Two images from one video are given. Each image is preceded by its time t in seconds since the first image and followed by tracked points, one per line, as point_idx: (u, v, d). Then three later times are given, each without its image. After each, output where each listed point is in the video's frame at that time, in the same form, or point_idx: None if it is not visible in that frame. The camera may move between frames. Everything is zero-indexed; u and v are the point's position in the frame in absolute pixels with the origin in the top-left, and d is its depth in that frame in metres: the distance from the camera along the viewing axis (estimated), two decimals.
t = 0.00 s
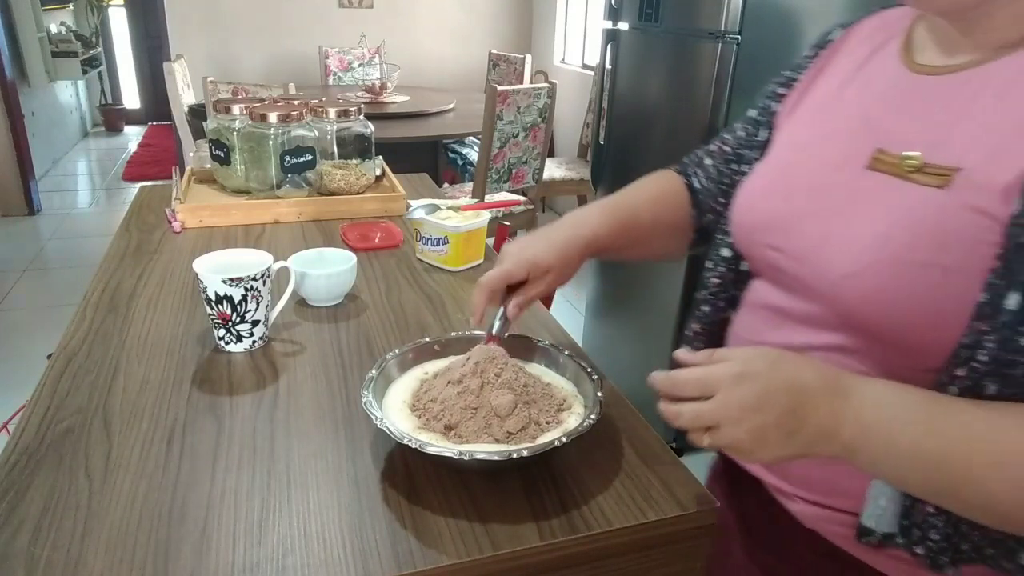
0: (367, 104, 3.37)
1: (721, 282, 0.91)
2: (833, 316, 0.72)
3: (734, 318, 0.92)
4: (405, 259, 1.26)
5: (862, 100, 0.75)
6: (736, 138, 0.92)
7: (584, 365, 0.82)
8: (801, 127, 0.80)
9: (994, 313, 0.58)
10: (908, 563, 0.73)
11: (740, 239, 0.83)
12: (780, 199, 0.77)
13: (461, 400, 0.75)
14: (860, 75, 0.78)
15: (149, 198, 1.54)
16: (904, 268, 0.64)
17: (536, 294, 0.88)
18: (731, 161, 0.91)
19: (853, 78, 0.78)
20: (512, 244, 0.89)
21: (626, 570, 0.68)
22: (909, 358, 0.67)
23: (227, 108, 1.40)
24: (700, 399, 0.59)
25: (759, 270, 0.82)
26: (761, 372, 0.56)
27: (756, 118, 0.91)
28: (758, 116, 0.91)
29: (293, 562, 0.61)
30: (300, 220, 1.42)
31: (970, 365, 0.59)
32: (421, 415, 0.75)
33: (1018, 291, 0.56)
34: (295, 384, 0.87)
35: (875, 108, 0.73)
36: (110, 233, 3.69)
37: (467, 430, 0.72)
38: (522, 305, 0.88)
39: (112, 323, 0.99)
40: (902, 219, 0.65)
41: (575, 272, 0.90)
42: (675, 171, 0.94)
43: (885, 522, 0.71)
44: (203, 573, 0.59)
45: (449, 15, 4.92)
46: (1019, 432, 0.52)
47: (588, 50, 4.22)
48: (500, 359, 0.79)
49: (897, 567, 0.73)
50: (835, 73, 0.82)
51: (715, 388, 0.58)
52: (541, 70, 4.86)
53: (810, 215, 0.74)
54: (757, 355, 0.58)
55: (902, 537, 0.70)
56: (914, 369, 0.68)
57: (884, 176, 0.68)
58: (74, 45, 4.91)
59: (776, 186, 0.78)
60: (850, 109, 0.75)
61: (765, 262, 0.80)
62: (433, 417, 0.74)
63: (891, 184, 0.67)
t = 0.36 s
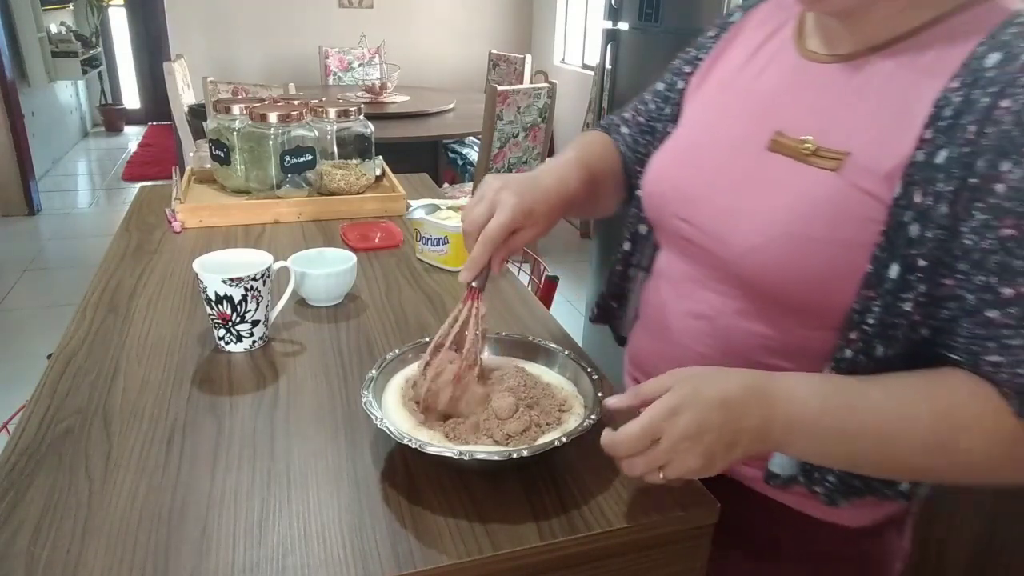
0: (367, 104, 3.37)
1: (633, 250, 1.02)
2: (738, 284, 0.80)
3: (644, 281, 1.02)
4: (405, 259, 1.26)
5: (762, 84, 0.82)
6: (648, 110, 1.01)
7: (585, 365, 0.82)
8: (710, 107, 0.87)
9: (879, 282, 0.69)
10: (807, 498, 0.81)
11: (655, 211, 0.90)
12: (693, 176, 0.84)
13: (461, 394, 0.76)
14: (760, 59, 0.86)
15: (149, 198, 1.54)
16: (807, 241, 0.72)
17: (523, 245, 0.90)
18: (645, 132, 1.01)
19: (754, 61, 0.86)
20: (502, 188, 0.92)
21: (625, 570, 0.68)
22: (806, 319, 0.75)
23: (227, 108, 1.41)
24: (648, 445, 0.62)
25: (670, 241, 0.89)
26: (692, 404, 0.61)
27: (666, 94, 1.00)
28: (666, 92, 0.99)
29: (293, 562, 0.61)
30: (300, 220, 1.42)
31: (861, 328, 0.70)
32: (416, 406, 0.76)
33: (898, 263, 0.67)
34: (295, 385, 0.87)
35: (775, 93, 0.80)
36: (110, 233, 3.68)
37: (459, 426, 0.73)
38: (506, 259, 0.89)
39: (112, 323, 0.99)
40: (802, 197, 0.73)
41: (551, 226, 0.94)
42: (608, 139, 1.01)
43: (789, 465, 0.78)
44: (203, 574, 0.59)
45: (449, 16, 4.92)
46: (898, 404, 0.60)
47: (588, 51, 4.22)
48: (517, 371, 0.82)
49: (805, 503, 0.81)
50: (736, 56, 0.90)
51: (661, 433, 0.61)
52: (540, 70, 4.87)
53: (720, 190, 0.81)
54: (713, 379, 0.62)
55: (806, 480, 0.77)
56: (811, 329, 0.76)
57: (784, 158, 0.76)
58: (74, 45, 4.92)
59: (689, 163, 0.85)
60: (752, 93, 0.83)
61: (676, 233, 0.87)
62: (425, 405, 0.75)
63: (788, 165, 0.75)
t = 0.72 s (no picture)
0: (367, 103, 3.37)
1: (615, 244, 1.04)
2: (717, 276, 0.79)
3: (623, 276, 1.05)
4: (405, 259, 1.26)
5: (725, 77, 0.83)
6: (617, 108, 1.02)
7: (584, 365, 0.82)
8: (675, 102, 0.87)
9: (854, 262, 0.69)
10: (790, 477, 0.82)
11: (628, 207, 0.89)
12: (664, 171, 0.83)
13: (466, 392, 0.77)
14: (720, 53, 0.86)
15: (149, 198, 1.54)
16: (786, 229, 0.72)
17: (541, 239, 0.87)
18: (617, 131, 1.02)
19: (714, 55, 0.87)
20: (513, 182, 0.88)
21: (625, 570, 0.68)
22: (786, 305, 0.76)
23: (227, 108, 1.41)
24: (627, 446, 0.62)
25: (643, 236, 0.89)
26: (668, 401, 0.61)
27: (631, 94, 1.00)
28: (632, 92, 0.99)
29: (293, 562, 0.61)
30: (300, 221, 1.42)
31: (841, 308, 0.70)
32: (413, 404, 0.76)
33: (871, 243, 0.67)
34: (295, 385, 0.87)
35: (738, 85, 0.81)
36: (110, 233, 3.69)
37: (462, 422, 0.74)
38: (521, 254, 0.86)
39: (112, 323, 0.99)
40: (776, 186, 0.73)
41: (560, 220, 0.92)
42: (586, 134, 1.03)
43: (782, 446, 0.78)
44: (203, 573, 0.59)
45: (449, 16, 4.92)
46: (865, 384, 0.62)
47: (588, 51, 4.22)
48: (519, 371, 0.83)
49: (797, 484, 0.82)
50: (696, 51, 0.90)
51: (638, 433, 0.61)
52: (540, 70, 4.87)
53: (692, 183, 0.80)
54: (698, 375, 0.62)
55: (794, 459, 0.77)
56: (791, 315, 0.76)
57: (756, 149, 0.76)
58: (74, 45, 4.92)
59: (658, 157, 0.84)
60: (715, 86, 0.83)
61: (649, 228, 0.86)
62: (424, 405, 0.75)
63: (762, 153, 0.75)
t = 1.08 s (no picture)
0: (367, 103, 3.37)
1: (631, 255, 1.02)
2: (716, 279, 0.79)
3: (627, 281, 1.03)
4: (405, 259, 1.26)
5: (730, 77, 0.82)
6: (632, 115, 1.01)
7: (584, 364, 0.82)
8: (680, 102, 0.87)
9: (854, 267, 0.68)
10: (800, 492, 0.79)
11: (631, 207, 0.89)
12: (666, 171, 0.83)
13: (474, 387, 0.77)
14: (727, 54, 0.86)
15: (149, 198, 1.53)
16: (786, 231, 0.71)
17: (535, 256, 0.91)
18: (631, 139, 1.01)
19: (721, 55, 0.86)
20: (501, 212, 0.94)
21: (625, 570, 0.68)
22: (787, 310, 0.75)
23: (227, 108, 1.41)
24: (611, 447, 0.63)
25: (646, 237, 0.88)
26: (651, 406, 0.62)
27: (644, 99, 0.99)
28: (646, 97, 0.99)
29: (293, 562, 0.61)
30: (300, 221, 1.42)
31: (842, 315, 0.69)
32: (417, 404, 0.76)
33: (871, 247, 0.66)
34: (295, 385, 0.87)
35: (743, 85, 0.80)
36: (110, 233, 3.69)
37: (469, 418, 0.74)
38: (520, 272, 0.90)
39: (112, 323, 0.99)
40: (776, 187, 0.72)
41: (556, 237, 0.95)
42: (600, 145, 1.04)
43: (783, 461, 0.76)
44: (204, 573, 0.59)
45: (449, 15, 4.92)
46: (862, 391, 0.62)
47: (588, 51, 4.23)
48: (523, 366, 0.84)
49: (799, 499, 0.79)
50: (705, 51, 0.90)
51: (622, 434, 0.62)
52: (540, 69, 4.87)
53: (693, 184, 0.80)
54: (690, 380, 0.63)
55: (797, 473, 0.76)
56: (792, 320, 0.75)
57: (757, 149, 0.75)
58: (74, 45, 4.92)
59: (661, 158, 0.84)
60: (721, 86, 0.83)
61: (652, 229, 0.86)
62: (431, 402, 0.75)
63: (763, 155, 0.74)
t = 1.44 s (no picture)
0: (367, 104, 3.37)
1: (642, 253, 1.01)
2: (722, 291, 0.77)
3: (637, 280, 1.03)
4: (405, 259, 1.26)
5: (746, 83, 0.80)
6: (645, 108, 1.01)
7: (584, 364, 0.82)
8: (694, 107, 0.85)
9: (864, 286, 0.66)
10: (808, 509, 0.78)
11: (640, 214, 0.87)
12: (676, 177, 0.82)
13: (477, 386, 0.78)
14: (744, 59, 0.84)
15: (150, 198, 1.54)
16: (792, 245, 0.69)
17: (559, 250, 0.91)
18: (644, 132, 1.01)
19: (738, 61, 0.84)
20: (529, 195, 0.92)
21: (626, 571, 0.68)
22: (795, 326, 0.73)
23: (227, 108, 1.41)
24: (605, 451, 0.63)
25: (655, 244, 0.87)
26: (646, 414, 0.62)
27: (658, 94, 0.98)
28: (659, 93, 0.98)
29: (293, 562, 0.61)
30: (300, 221, 1.42)
31: (851, 335, 0.67)
32: (418, 409, 0.75)
33: (883, 266, 0.64)
34: (295, 385, 0.87)
35: (758, 93, 0.78)
36: (110, 233, 3.69)
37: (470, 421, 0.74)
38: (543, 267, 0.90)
39: (112, 323, 0.99)
40: (785, 199, 0.70)
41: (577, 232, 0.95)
42: (614, 134, 1.04)
43: (788, 479, 0.75)
44: (203, 573, 0.59)
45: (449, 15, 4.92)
46: (865, 405, 0.60)
47: (588, 51, 4.23)
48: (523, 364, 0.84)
49: (804, 516, 0.78)
50: (721, 55, 0.88)
51: (617, 439, 0.63)
52: (540, 69, 4.88)
53: (702, 193, 0.78)
54: (689, 388, 0.63)
55: (804, 491, 0.74)
56: (800, 336, 0.73)
57: (765, 159, 0.73)
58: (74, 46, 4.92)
59: (671, 165, 0.82)
60: (735, 92, 0.81)
61: (661, 237, 0.84)
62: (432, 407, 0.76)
63: (772, 166, 0.72)
